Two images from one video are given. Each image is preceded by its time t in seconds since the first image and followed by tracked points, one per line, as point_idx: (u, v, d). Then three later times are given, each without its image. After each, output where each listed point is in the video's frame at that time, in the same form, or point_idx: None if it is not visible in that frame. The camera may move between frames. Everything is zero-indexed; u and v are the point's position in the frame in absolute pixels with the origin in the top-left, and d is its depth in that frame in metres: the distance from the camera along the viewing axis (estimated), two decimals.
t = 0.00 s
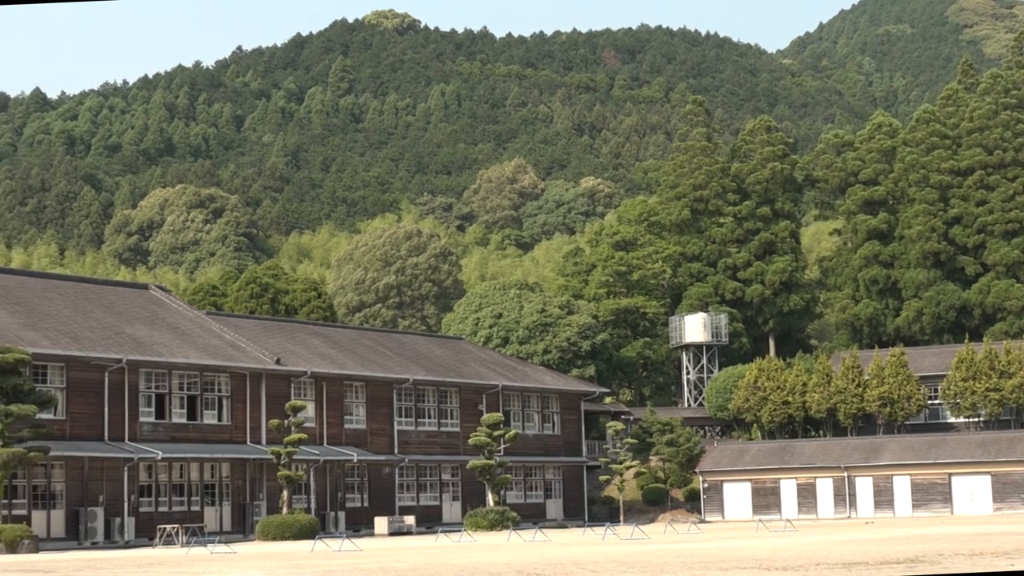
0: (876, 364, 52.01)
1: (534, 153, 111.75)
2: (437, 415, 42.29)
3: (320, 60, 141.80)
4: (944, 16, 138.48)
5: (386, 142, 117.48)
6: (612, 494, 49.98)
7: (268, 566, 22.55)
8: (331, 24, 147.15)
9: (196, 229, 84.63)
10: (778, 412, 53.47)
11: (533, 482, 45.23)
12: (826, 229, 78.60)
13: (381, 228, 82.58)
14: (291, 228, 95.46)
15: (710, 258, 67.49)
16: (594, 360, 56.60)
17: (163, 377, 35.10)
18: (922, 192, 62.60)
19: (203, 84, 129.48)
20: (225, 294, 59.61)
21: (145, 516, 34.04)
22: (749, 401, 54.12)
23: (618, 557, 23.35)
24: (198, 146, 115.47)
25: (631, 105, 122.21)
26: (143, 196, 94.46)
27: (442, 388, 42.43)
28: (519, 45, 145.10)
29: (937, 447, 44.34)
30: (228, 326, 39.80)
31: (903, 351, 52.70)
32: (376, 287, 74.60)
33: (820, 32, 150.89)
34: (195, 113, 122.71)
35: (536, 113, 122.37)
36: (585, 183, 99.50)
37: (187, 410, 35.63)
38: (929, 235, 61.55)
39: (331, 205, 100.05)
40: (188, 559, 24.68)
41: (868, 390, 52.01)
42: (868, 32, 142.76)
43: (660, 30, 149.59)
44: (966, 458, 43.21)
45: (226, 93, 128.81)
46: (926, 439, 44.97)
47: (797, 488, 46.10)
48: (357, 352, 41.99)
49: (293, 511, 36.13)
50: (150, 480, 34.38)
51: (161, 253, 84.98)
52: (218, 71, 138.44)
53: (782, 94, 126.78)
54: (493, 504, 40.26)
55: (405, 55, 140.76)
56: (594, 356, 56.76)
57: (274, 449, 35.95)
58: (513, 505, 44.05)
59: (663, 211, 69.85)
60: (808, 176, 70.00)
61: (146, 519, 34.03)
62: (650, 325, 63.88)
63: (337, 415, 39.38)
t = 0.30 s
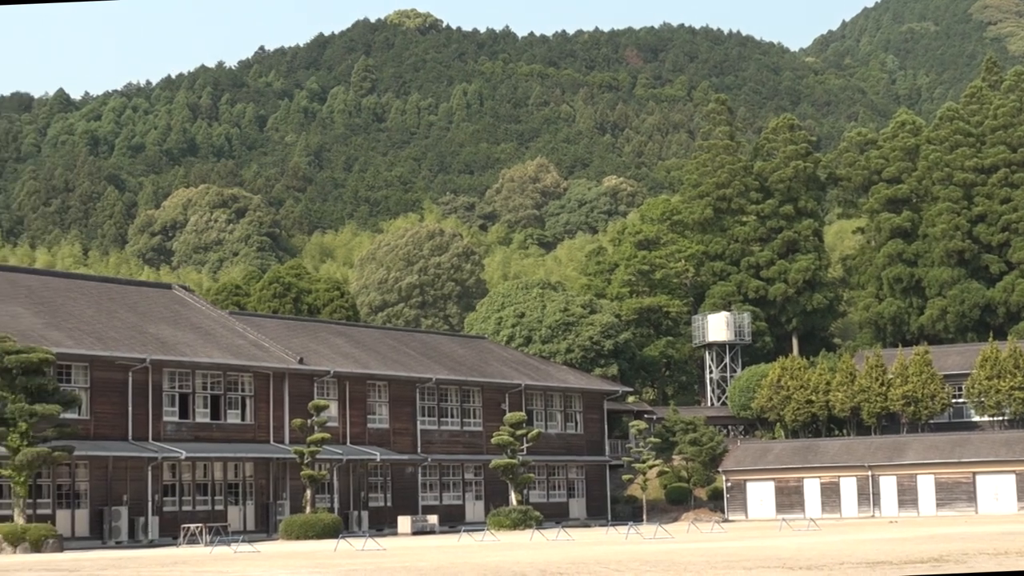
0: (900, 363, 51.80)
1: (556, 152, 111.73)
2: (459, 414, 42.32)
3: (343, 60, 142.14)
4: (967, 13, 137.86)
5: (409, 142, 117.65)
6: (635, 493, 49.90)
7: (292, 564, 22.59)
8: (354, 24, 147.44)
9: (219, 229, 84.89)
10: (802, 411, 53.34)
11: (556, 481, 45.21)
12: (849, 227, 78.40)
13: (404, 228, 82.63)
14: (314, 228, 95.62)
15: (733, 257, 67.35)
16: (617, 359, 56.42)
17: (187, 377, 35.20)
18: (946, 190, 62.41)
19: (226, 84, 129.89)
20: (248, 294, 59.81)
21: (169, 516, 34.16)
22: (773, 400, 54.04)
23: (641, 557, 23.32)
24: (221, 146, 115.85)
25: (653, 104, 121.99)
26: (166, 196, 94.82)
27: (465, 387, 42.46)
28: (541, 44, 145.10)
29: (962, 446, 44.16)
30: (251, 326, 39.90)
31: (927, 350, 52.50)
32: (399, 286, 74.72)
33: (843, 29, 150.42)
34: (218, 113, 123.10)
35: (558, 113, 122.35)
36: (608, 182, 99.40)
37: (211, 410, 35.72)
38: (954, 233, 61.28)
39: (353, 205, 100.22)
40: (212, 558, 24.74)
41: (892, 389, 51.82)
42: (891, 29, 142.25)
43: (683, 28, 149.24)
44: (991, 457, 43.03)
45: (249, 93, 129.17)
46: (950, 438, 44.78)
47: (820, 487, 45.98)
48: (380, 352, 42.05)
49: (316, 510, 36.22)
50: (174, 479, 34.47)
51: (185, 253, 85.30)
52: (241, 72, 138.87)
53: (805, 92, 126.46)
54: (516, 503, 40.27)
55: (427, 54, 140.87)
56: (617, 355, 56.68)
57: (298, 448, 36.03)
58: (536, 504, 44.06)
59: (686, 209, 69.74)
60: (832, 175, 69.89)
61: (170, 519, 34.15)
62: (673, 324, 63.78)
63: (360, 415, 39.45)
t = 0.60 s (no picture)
0: (924, 361, 51.69)
1: (579, 151, 111.72)
2: (482, 413, 42.35)
3: (365, 60, 142.44)
4: (990, 11, 137.21)
5: (431, 141, 117.77)
6: (658, 492, 49.92)
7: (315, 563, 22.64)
8: (376, 23, 147.78)
9: (242, 229, 85.13)
10: (826, 410, 53.11)
11: (579, 480, 45.20)
12: (872, 226, 78.19)
13: (426, 227, 82.68)
14: (336, 227, 95.76)
15: (756, 256, 67.19)
16: (640, 358, 56.39)
17: (211, 376, 35.31)
18: (969, 188, 62.25)
19: (249, 84, 130.26)
20: (271, 293, 59.99)
21: (193, 515, 34.27)
22: (796, 398, 53.87)
23: (664, 556, 23.28)
24: (244, 147, 116.16)
25: (675, 103, 121.78)
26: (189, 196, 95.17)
27: (487, 387, 42.49)
28: (564, 43, 145.13)
29: (986, 445, 43.97)
30: (274, 325, 40.00)
31: (951, 349, 52.42)
32: (422, 286, 74.81)
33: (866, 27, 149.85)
34: (241, 113, 123.47)
35: (580, 112, 122.31)
36: (630, 181, 99.23)
37: (234, 409, 35.81)
38: (977, 231, 61.11)
39: (376, 204, 100.38)
40: (236, 558, 24.81)
41: (916, 387, 51.67)
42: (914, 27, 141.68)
43: (705, 26, 148.85)
44: (1016, 456, 42.85)
45: (272, 93, 129.51)
46: (974, 436, 44.61)
47: (844, 486, 45.87)
48: (403, 351, 42.12)
49: (339, 509, 36.31)
50: (198, 479, 34.57)
51: (208, 253, 85.59)
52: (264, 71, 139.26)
53: (828, 90, 126.21)
54: (539, 502, 40.29)
55: (449, 53, 140.97)
56: (640, 354, 56.61)
57: (321, 448, 36.12)
58: (559, 503, 44.06)
59: (708, 208, 69.57)
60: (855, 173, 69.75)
61: (194, 518, 34.27)
62: (696, 323, 63.68)
63: (383, 414, 39.52)
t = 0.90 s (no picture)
0: (948, 360, 51.58)
1: (601, 150, 111.65)
2: (505, 413, 42.37)
3: (387, 59, 142.67)
4: (1015, 8, 136.48)
5: (453, 140, 117.87)
6: (681, 492, 49.80)
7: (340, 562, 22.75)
8: (398, 23, 148.13)
9: (265, 229, 85.33)
10: (849, 408, 53.01)
11: (602, 479, 45.17)
12: (896, 224, 77.97)
13: (449, 226, 82.71)
14: (359, 227, 95.92)
15: (779, 254, 67.02)
16: (663, 357, 56.33)
17: (234, 376, 35.41)
18: (992, 186, 62.27)
19: (272, 84, 130.71)
20: (294, 293, 60.16)
21: (217, 514, 34.38)
22: (820, 397, 53.74)
23: (688, 555, 23.24)
24: (267, 146, 116.46)
25: (699, 101, 121.52)
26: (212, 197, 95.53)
27: (510, 386, 42.50)
28: (586, 42, 145.12)
29: (1010, 444, 43.76)
30: (297, 325, 40.10)
31: (975, 347, 52.27)
32: (444, 285, 74.90)
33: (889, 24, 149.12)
34: (264, 113, 123.87)
35: (603, 111, 122.19)
36: (653, 180, 99.07)
37: (257, 408, 35.91)
38: (1002, 229, 61.07)
39: (399, 204, 100.50)
40: (259, 557, 24.85)
41: (939, 386, 51.51)
42: (938, 24, 140.96)
43: (728, 25, 148.42)
44: None
45: (294, 93, 129.84)
46: (999, 435, 44.40)
47: (868, 485, 45.75)
48: (426, 351, 42.16)
49: (362, 508, 36.40)
50: (221, 478, 34.67)
51: (231, 253, 85.86)
52: (287, 71, 139.71)
53: (851, 88, 125.83)
54: (562, 501, 40.30)
55: (471, 53, 141.05)
56: (663, 353, 56.52)
57: (345, 446, 36.23)
58: (582, 502, 44.06)
59: (731, 207, 69.43)
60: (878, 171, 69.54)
61: (218, 517, 34.38)
62: (719, 322, 63.57)
63: (406, 413, 39.58)
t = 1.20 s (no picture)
0: (968, 359, 51.44)
1: (620, 149, 111.54)
2: (524, 412, 42.36)
3: (405, 59, 142.82)
4: None
5: (472, 140, 117.90)
6: (701, 491, 49.78)
7: (360, 562, 22.77)
8: (417, 22, 148.38)
9: (284, 229, 85.47)
10: (869, 408, 53.00)
11: (621, 478, 45.14)
12: (916, 223, 77.74)
13: (468, 226, 82.66)
14: (378, 227, 96.07)
15: (799, 253, 67.05)
16: (682, 356, 56.29)
17: (254, 375, 35.48)
18: (1014, 184, 62.65)
19: (291, 84, 131.10)
20: (313, 293, 60.27)
21: (236, 513, 34.46)
22: (839, 397, 53.58)
23: (708, 554, 23.19)
24: (286, 146, 116.64)
25: (717, 100, 121.29)
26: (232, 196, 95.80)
27: (529, 385, 42.50)
28: (604, 41, 145.14)
29: None
30: (316, 324, 40.16)
31: (995, 346, 52.12)
32: (463, 284, 74.90)
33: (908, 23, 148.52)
34: (283, 113, 124.18)
35: (621, 109, 121.98)
36: (671, 179, 98.86)
37: (277, 408, 35.98)
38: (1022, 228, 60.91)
39: (418, 203, 100.58)
40: (279, 557, 24.87)
41: (960, 385, 51.39)
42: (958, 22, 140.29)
43: (747, 23, 148.18)
44: None
45: (313, 93, 130.09)
46: (1020, 434, 44.25)
47: (888, 484, 45.62)
48: (444, 350, 42.18)
49: (382, 507, 36.44)
50: (241, 478, 34.75)
51: (250, 253, 86.04)
52: (305, 71, 140.19)
53: (870, 87, 125.51)
54: (581, 500, 40.31)
55: (489, 52, 141.12)
56: (682, 352, 56.47)
57: (364, 446, 36.27)
58: (601, 501, 44.04)
59: (750, 206, 69.32)
60: (898, 170, 69.32)
61: (237, 517, 34.46)
62: (738, 321, 63.47)
63: (425, 412, 39.61)
